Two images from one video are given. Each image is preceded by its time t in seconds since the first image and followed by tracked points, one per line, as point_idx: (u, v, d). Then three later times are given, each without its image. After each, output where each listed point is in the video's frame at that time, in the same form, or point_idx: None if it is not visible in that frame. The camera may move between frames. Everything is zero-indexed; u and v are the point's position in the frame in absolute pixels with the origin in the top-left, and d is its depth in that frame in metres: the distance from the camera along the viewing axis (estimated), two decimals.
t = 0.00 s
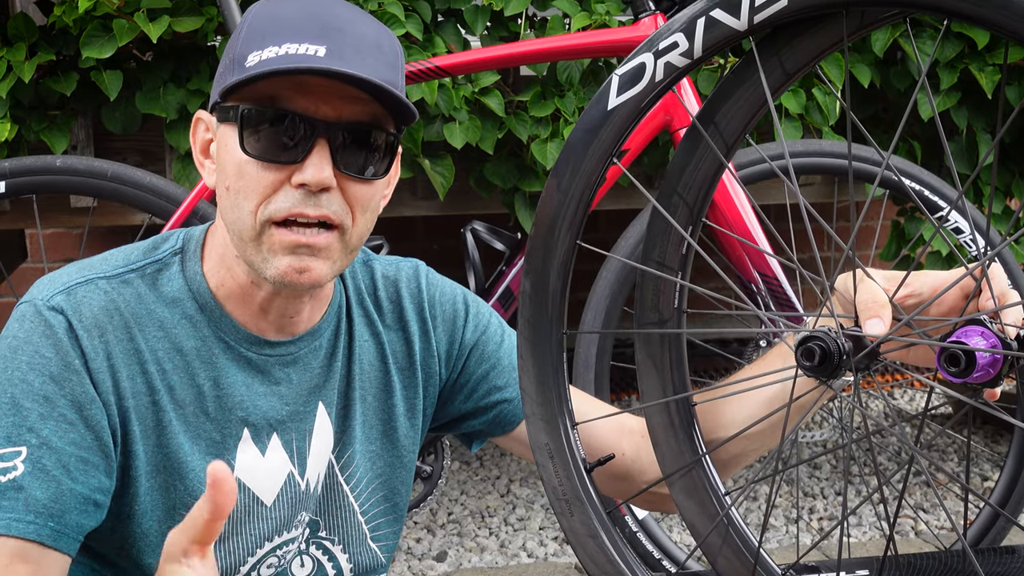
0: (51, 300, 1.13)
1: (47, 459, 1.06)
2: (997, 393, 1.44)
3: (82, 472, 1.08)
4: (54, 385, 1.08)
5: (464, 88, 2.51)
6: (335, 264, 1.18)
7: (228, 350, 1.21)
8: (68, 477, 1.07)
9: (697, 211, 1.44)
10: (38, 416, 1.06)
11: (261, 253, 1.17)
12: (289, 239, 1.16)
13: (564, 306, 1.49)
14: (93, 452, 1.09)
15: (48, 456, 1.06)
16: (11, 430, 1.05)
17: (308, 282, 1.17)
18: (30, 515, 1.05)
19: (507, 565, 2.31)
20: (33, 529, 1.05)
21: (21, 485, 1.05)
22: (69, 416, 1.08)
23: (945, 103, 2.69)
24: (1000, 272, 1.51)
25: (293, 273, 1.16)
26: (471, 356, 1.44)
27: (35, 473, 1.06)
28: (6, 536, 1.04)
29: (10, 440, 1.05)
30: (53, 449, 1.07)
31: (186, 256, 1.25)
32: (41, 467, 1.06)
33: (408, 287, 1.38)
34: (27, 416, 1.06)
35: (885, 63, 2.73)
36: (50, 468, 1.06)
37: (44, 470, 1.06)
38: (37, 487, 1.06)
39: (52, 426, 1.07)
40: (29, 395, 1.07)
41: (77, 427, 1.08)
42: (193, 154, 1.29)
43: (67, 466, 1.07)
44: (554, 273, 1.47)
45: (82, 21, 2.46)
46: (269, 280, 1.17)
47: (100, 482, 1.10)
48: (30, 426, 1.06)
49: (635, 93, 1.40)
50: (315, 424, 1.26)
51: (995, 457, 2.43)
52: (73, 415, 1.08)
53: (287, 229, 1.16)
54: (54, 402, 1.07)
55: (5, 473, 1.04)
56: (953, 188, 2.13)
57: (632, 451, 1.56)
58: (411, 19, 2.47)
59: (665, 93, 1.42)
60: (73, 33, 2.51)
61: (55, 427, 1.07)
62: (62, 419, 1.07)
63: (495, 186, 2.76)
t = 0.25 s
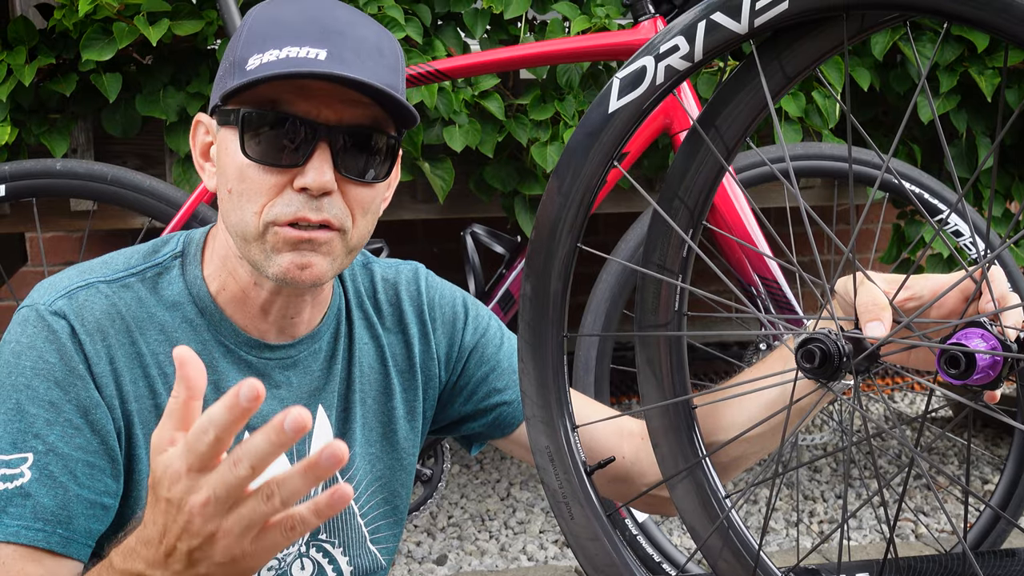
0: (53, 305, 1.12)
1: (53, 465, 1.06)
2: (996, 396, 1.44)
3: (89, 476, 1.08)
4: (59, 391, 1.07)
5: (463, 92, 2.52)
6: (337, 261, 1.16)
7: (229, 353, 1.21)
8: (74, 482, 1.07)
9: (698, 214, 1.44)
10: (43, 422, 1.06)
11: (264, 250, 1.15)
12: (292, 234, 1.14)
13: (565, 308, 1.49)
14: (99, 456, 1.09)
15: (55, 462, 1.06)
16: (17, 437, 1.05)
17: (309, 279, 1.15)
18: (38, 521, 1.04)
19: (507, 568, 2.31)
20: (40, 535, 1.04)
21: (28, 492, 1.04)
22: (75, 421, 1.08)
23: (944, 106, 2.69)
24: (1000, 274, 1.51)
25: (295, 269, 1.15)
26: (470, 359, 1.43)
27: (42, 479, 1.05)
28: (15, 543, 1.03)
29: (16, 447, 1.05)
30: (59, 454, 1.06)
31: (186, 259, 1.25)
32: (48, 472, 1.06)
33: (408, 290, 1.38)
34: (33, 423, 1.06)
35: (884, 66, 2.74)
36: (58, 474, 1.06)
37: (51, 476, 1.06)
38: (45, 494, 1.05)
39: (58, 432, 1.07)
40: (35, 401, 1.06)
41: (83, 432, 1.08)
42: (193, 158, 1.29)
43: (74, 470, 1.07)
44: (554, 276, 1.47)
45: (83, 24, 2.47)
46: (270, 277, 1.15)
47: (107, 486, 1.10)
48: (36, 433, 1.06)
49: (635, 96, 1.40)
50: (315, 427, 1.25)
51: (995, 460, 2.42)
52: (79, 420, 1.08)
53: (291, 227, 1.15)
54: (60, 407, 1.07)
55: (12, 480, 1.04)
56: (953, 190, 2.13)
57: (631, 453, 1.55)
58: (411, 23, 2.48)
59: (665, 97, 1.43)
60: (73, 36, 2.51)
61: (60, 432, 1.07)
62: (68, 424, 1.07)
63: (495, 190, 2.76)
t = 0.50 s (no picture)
0: (53, 309, 1.13)
1: (52, 470, 1.07)
2: (996, 399, 1.44)
3: (88, 481, 1.09)
4: (59, 395, 1.08)
5: (464, 95, 2.52)
6: (333, 259, 1.16)
7: (228, 355, 1.21)
8: (73, 486, 1.08)
9: (698, 217, 1.45)
10: (42, 427, 1.07)
11: (261, 248, 1.15)
12: (288, 231, 1.14)
13: (566, 312, 1.50)
14: (99, 460, 1.10)
15: (54, 466, 1.07)
16: (15, 441, 1.06)
17: (305, 274, 1.15)
18: (37, 526, 1.06)
19: (508, 571, 2.31)
20: (39, 539, 1.06)
21: (27, 496, 1.05)
22: (74, 425, 1.08)
23: (944, 110, 2.69)
24: (1000, 277, 1.51)
25: (292, 263, 1.15)
26: (469, 359, 1.43)
27: (41, 483, 1.06)
28: (15, 546, 1.05)
29: (15, 451, 1.05)
30: (58, 459, 1.07)
31: (186, 262, 1.25)
32: (47, 477, 1.06)
33: (407, 292, 1.38)
34: (32, 427, 1.06)
35: (885, 70, 2.74)
36: (57, 478, 1.07)
37: (50, 480, 1.07)
38: (44, 498, 1.06)
39: (57, 436, 1.07)
40: (33, 406, 1.07)
41: (81, 436, 1.08)
42: (191, 160, 1.29)
43: (72, 474, 1.08)
44: (556, 280, 1.48)
45: (84, 28, 2.47)
46: (266, 276, 1.15)
47: (106, 490, 1.11)
48: (35, 437, 1.06)
49: (636, 100, 1.40)
50: (315, 429, 1.26)
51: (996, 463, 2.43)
52: (78, 424, 1.08)
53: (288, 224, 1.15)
54: (58, 411, 1.07)
55: (11, 485, 1.05)
56: (953, 194, 2.14)
57: (630, 452, 1.56)
58: (412, 27, 2.48)
59: (666, 100, 1.43)
60: (74, 40, 2.50)
61: (59, 436, 1.07)
62: (67, 429, 1.08)
63: (496, 193, 2.76)
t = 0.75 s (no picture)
0: (46, 313, 1.13)
1: (44, 474, 1.07)
2: (998, 403, 1.45)
3: (79, 485, 1.09)
4: (51, 399, 1.08)
5: (465, 99, 2.52)
6: (327, 263, 1.17)
7: (223, 359, 1.21)
8: (65, 490, 1.08)
9: (699, 221, 1.45)
10: (33, 431, 1.07)
11: (252, 252, 1.16)
12: (280, 235, 1.15)
13: (567, 317, 1.49)
14: (91, 464, 1.10)
15: (46, 470, 1.07)
16: (6, 445, 1.06)
17: (298, 279, 1.15)
18: (28, 530, 1.06)
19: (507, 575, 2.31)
20: (29, 543, 1.05)
21: (18, 501, 1.05)
22: (66, 429, 1.08)
23: (945, 114, 2.70)
24: (1000, 281, 1.52)
25: (283, 270, 1.15)
26: (468, 362, 1.43)
27: (32, 488, 1.06)
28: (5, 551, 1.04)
29: (6, 455, 1.05)
30: (50, 463, 1.07)
31: (181, 264, 1.25)
32: (38, 480, 1.06)
33: (404, 295, 1.38)
34: (24, 431, 1.06)
35: (886, 74, 2.74)
36: (48, 482, 1.07)
37: (41, 484, 1.07)
38: (35, 502, 1.06)
39: (49, 440, 1.07)
40: (25, 410, 1.07)
41: (73, 440, 1.09)
42: (185, 164, 1.29)
43: (64, 478, 1.08)
44: (556, 283, 1.47)
45: (85, 30, 2.48)
46: (259, 279, 1.16)
47: (98, 494, 1.11)
48: (26, 441, 1.06)
49: (637, 102, 1.40)
50: (310, 432, 1.26)
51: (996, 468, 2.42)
52: (70, 428, 1.09)
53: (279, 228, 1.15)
54: (50, 416, 1.08)
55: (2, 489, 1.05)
56: (954, 198, 2.14)
57: (629, 457, 1.55)
58: (413, 30, 2.49)
59: (667, 103, 1.43)
60: (76, 43, 2.51)
61: (51, 440, 1.07)
62: (59, 433, 1.08)
63: (496, 196, 2.76)
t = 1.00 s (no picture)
0: (43, 315, 1.13)
1: (40, 476, 1.08)
2: (997, 404, 1.45)
3: (76, 487, 1.10)
4: (47, 402, 1.08)
5: (464, 100, 2.52)
6: (327, 265, 1.18)
7: (220, 361, 1.21)
8: (61, 492, 1.09)
9: (699, 222, 1.45)
10: (29, 434, 1.07)
11: (250, 251, 1.16)
12: (277, 236, 1.15)
13: (566, 318, 1.49)
14: (87, 467, 1.10)
15: (42, 472, 1.08)
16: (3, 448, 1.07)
17: (298, 280, 1.16)
18: (23, 532, 1.07)
19: None
20: (24, 544, 1.07)
21: (14, 502, 1.07)
22: (62, 432, 1.09)
23: (945, 116, 2.70)
24: (1000, 283, 1.52)
25: (283, 271, 1.16)
26: (465, 362, 1.43)
27: (28, 490, 1.08)
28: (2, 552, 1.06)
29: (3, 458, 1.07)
30: (46, 464, 1.08)
31: (178, 266, 1.25)
32: (33, 483, 1.08)
33: (401, 296, 1.38)
34: (20, 433, 1.07)
35: (885, 76, 2.75)
36: (44, 484, 1.08)
37: (37, 486, 1.08)
38: (30, 504, 1.08)
39: (44, 443, 1.08)
40: (21, 413, 1.08)
41: (70, 443, 1.09)
42: (182, 164, 1.29)
43: (60, 480, 1.09)
44: (555, 284, 1.47)
45: (85, 32, 2.48)
46: (259, 279, 1.17)
47: (94, 497, 1.11)
48: (23, 444, 1.07)
49: (637, 104, 1.41)
50: (308, 433, 1.26)
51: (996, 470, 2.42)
52: (66, 431, 1.09)
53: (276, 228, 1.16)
54: (46, 420, 1.08)
55: None
56: (953, 200, 2.14)
57: (627, 455, 1.55)
58: (413, 32, 2.49)
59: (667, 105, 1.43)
60: (76, 44, 2.51)
61: (47, 443, 1.08)
62: (54, 436, 1.08)
63: (496, 198, 2.76)
